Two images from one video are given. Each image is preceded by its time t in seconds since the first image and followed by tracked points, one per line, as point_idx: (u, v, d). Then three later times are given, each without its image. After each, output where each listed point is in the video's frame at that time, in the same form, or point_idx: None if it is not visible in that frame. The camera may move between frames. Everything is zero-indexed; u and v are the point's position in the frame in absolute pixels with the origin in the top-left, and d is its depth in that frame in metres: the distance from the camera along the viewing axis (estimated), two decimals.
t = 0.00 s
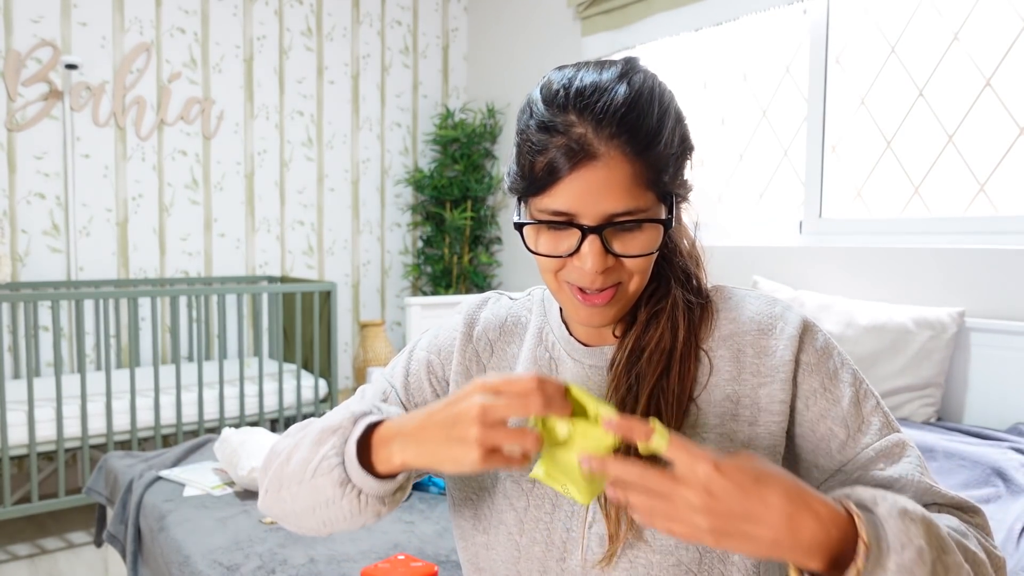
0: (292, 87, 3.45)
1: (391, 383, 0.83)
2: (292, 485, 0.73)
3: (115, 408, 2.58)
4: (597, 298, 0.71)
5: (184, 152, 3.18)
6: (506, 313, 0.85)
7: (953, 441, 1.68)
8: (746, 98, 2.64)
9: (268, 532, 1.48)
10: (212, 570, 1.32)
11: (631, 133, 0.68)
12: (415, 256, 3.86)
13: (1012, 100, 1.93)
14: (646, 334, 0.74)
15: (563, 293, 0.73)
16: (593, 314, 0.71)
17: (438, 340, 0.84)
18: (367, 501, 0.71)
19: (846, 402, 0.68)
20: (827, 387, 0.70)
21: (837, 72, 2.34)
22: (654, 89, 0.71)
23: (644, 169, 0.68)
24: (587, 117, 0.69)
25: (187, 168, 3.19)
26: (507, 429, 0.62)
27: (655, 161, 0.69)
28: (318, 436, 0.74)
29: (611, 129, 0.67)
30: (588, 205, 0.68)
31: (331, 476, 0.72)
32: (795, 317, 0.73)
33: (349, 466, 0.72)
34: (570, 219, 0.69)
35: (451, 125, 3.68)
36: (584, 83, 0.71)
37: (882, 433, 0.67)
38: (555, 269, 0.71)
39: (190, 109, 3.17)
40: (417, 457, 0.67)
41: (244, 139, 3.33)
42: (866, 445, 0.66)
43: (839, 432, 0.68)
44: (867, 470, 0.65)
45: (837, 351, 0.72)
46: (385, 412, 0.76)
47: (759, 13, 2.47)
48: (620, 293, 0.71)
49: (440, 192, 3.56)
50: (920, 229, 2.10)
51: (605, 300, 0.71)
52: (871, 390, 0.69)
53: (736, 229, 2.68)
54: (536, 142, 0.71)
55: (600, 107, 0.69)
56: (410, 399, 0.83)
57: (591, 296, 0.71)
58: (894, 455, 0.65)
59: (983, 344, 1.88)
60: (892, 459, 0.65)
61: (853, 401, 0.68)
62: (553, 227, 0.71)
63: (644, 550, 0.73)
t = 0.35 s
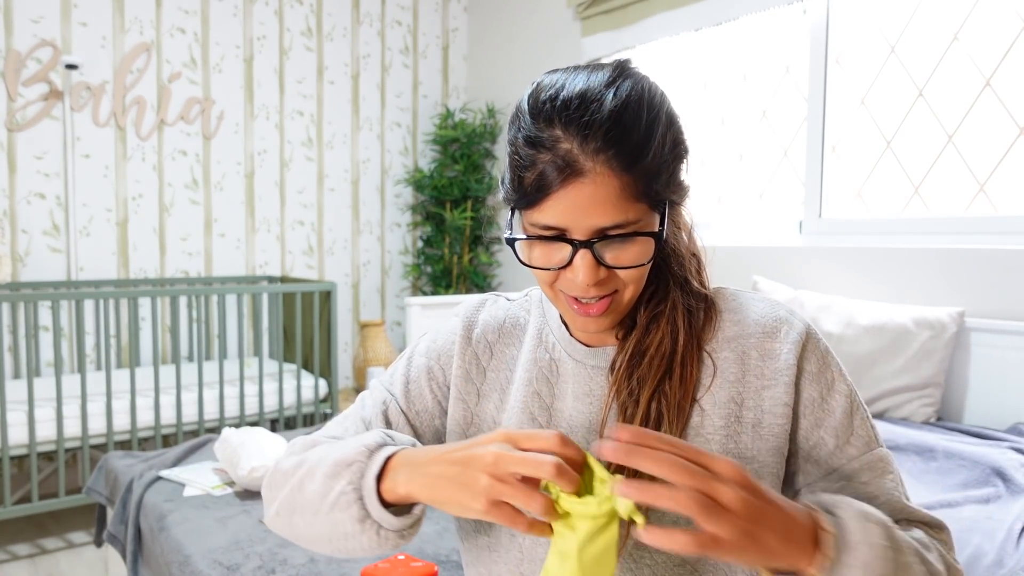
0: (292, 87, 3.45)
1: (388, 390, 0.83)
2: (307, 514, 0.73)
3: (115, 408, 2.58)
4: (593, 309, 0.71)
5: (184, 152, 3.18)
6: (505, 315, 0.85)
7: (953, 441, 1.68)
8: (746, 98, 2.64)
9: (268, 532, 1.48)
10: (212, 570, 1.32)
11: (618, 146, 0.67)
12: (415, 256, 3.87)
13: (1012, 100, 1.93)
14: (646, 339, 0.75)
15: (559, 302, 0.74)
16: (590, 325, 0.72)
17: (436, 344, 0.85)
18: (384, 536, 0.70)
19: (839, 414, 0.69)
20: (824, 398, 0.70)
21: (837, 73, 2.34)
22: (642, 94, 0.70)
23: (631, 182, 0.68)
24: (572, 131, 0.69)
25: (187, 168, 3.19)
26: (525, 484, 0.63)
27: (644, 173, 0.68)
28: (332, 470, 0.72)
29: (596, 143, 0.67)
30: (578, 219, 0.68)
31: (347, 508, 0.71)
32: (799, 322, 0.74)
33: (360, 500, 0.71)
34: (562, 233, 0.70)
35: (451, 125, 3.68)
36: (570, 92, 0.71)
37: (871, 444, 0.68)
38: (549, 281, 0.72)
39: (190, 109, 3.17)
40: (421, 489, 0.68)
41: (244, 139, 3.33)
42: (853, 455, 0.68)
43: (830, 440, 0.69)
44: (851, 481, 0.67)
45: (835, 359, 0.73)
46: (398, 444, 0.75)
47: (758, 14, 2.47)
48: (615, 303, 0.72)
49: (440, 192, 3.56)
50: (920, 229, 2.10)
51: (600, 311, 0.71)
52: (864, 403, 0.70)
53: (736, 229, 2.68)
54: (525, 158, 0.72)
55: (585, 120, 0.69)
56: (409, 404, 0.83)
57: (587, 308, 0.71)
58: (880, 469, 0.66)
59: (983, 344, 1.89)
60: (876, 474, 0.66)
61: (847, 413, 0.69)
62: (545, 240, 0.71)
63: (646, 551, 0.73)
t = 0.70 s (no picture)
0: (292, 87, 3.45)
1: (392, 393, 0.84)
2: (313, 507, 0.75)
3: (115, 408, 2.58)
4: (593, 313, 0.72)
5: (184, 152, 3.18)
6: (509, 315, 0.85)
7: (953, 441, 1.68)
8: (746, 98, 2.64)
9: (268, 532, 1.48)
10: (212, 570, 1.32)
11: (621, 152, 0.67)
12: (415, 256, 3.87)
13: (1012, 100, 1.93)
14: (648, 341, 0.76)
15: (563, 307, 0.74)
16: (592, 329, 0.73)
17: (439, 347, 0.85)
18: (381, 531, 0.73)
19: (841, 417, 0.70)
20: (826, 401, 0.71)
21: (837, 73, 2.34)
22: (646, 94, 0.69)
23: (636, 187, 0.68)
24: (576, 136, 0.69)
25: (187, 168, 3.19)
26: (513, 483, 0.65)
27: (650, 179, 0.68)
28: (337, 467, 0.74)
29: (599, 149, 0.67)
30: (581, 224, 0.68)
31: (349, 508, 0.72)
32: (801, 325, 0.74)
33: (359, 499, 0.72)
34: (565, 237, 0.70)
35: (451, 125, 3.68)
36: (573, 95, 0.71)
37: (874, 447, 0.69)
38: (553, 284, 0.72)
39: (190, 109, 3.17)
40: (411, 474, 0.71)
41: (244, 139, 3.33)
42: (852, 458, 0.69)
43: (832, 443, 0.70)
44: (853, 483, 0.69)
45: (837, 362, 0.73)
46: (401, 445, 0.76)
47: (758, 13, 2.47)
48: (618, 308, 0.72)
49: (440, 192, 3.56)
50: (920, 229, 2.10)
51: (600, 316, 0.72)
52: (868, 406, 0.71)
53: (736, 229, 2.68)
54: (529, 162, 0.72)
55: (589, 124, 0.69)
56: (412, 408, 0.83)
57: (587, 312, 0.72)
58: (882, 470, 0.68)
59: (983, 344, 1.89)
60: (882, 475, 0.68)
61: (848, 416, 0.69)
62: (547, 244, 0.71)
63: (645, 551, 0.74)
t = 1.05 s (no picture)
0: (292, 87, 3.45)
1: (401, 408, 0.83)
2: (353, 535, 0.74)
3: (115, 408, 2.58)
4: (595, 304, 0.71)
5: (184, 152, 3.18)
6: (505, 317, 0.84)
7: (954, 441, 1.68)
8: (746, 98, 2.64)
9: (268, 532, 1.48)
10: (211, 570, 1.32)
11: (621, 135, 0.68)
12: (415, 256, 3.87)
13: (1012, 100, 1.93)
14: (649, 342, 0.75)
15: (562, 299, 0.73)
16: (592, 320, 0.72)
17: (440, 354, 0.84)
18: (432, 550, 0.72)
19: (834, 427, 0.70)
20: (821, 411, 0.71)
21: (837, 73, 2.34)
22: (649, 89, 0.70)
23: (636, 171, 0.68)
24: (577, 121, 0.69)
25: (187, 168, 3.19)
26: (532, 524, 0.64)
27: (652, 165, 0.69)
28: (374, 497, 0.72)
29: (600, 132, 0.67)
30: (582, 210, 0.68)
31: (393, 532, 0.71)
32: (804, 329, 0.74)
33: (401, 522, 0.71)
34: (564, 224, 0.70)
35: (451, 125, 3.67)
36: (575, 84, 0.71)
37: (863, 458, 0.69)
38: (552, 276, 0.72)
39: (190, 109, 3.17)
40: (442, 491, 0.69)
41: (244, 139, 3.33)
42: (842, 468, 0.69)
43: (820, 453, 0.70)
44: (835, 494, 0.69)
45: (834, 370, 0.73)
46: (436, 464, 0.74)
47: (758, 13, 2.46)
48: (618, 300, 0.72)
49: (440, 192, 3.56)
50: (920, 229, 2.10)
51: (602, 307, 0.71)
52: (859, 417, 0.71)
53: (736, 229, 2.68)
54: (526, 148, 0.71)
55: (590, 110, 0.69)
56: (422, 421, 0.83)
57: (589, 303, 0.71)
58: (865, 484, 0.68)
59: (984, 344, 1.89)
60: (865, 488, 0.68)
61: (842, 426, 0.70)
62: (546, 232, 0.70)
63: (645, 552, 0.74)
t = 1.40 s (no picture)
0: (292, 87, 3.45)
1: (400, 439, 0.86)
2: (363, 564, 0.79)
3: (114, 408, 2.58)
4: (611, 253, 0.70)
5: (184, 152, 3.18)
6: (489, 331, 0.85)
7: (954, 441, 1.68)
8: (746, 98, 2.64)
9: (268, 532, 1.48)
10: (212, 571, 1.32)
11: (660, 92, 0.74)
12: (415, 256, 3.86)
13: (1012, 99, 1.93)
14: (645, 354, 0.76)
15: (572, 258, 0.71)
16: (606, 273, 0.70)
17: (428, 378, 0.85)
18: None
19: (832, 440, 0.71)
20: (820, 423, 0.72)
21: (837, 73, 2.34)
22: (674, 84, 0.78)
23: (670, 125, 0.74)
24: (624, 70, 0.75)
25: (187, 168, 3.19)
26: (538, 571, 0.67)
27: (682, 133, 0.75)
28: (380, 532, 0.78)
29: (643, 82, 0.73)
30: (619, 137, 0.72)
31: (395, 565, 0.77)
32: (803, 338, 0.74)
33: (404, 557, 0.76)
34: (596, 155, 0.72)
35: (451, 125, 3.67)
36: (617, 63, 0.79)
37: (859, 470, 0.71)
38: (571, 223, 0.72)
39: (190, 109, 3.17)
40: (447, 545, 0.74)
41: (243, 139, 3.33)
42: (838, 482, 0.71)
43: (816, 466, 0.72)
44: (831, 507, 0.71)
45: (833, 380, 0.73)
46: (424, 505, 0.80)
47: (758, 13, 2.46)
48: (633, 259, 0.70)
49: (440, 192, 3.56)
50: (920, 228, 2.10)
51: (618, 258, 0.70)
52: (856, 428, 0.73)
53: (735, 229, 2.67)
54: (567, 89, 0.76)
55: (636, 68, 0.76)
56: (420, 449, 0.85)
57: (605, 251, 0.70)
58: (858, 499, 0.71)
59: (983, 344, 1.89)
60: (859, 500, 0.71)
61: (840, 438, 0.71)
62: (575, 169, 0.73)
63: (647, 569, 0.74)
